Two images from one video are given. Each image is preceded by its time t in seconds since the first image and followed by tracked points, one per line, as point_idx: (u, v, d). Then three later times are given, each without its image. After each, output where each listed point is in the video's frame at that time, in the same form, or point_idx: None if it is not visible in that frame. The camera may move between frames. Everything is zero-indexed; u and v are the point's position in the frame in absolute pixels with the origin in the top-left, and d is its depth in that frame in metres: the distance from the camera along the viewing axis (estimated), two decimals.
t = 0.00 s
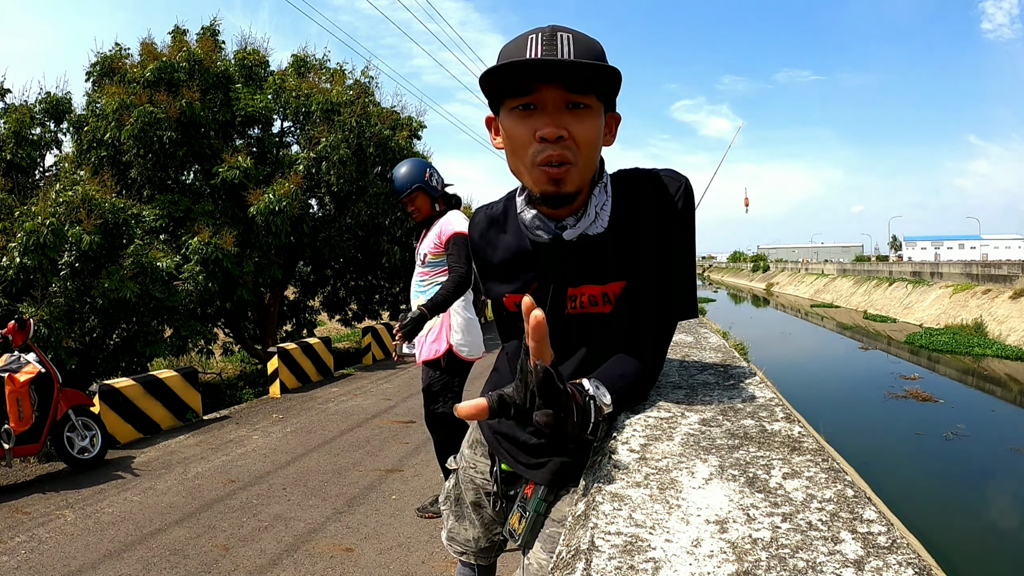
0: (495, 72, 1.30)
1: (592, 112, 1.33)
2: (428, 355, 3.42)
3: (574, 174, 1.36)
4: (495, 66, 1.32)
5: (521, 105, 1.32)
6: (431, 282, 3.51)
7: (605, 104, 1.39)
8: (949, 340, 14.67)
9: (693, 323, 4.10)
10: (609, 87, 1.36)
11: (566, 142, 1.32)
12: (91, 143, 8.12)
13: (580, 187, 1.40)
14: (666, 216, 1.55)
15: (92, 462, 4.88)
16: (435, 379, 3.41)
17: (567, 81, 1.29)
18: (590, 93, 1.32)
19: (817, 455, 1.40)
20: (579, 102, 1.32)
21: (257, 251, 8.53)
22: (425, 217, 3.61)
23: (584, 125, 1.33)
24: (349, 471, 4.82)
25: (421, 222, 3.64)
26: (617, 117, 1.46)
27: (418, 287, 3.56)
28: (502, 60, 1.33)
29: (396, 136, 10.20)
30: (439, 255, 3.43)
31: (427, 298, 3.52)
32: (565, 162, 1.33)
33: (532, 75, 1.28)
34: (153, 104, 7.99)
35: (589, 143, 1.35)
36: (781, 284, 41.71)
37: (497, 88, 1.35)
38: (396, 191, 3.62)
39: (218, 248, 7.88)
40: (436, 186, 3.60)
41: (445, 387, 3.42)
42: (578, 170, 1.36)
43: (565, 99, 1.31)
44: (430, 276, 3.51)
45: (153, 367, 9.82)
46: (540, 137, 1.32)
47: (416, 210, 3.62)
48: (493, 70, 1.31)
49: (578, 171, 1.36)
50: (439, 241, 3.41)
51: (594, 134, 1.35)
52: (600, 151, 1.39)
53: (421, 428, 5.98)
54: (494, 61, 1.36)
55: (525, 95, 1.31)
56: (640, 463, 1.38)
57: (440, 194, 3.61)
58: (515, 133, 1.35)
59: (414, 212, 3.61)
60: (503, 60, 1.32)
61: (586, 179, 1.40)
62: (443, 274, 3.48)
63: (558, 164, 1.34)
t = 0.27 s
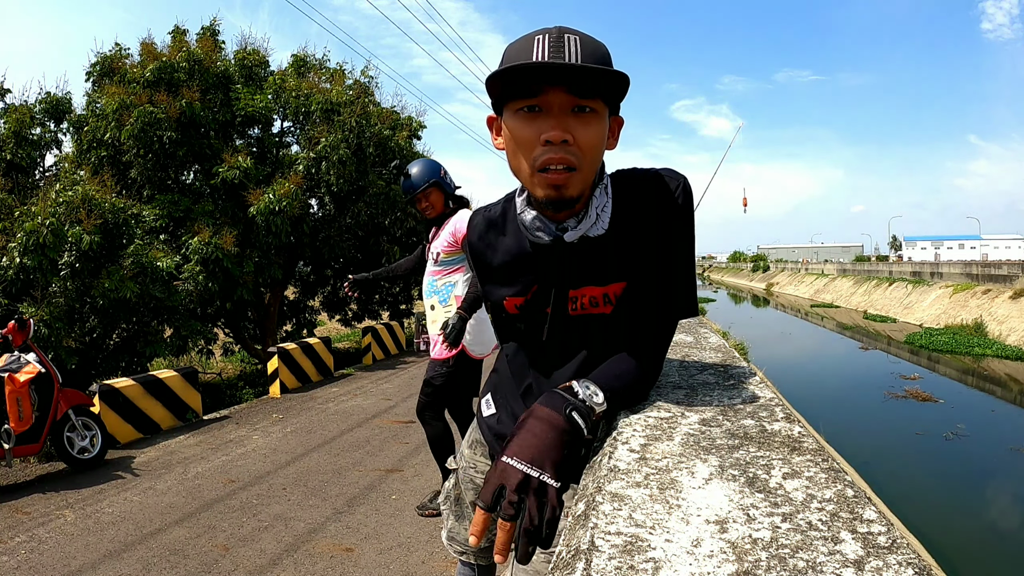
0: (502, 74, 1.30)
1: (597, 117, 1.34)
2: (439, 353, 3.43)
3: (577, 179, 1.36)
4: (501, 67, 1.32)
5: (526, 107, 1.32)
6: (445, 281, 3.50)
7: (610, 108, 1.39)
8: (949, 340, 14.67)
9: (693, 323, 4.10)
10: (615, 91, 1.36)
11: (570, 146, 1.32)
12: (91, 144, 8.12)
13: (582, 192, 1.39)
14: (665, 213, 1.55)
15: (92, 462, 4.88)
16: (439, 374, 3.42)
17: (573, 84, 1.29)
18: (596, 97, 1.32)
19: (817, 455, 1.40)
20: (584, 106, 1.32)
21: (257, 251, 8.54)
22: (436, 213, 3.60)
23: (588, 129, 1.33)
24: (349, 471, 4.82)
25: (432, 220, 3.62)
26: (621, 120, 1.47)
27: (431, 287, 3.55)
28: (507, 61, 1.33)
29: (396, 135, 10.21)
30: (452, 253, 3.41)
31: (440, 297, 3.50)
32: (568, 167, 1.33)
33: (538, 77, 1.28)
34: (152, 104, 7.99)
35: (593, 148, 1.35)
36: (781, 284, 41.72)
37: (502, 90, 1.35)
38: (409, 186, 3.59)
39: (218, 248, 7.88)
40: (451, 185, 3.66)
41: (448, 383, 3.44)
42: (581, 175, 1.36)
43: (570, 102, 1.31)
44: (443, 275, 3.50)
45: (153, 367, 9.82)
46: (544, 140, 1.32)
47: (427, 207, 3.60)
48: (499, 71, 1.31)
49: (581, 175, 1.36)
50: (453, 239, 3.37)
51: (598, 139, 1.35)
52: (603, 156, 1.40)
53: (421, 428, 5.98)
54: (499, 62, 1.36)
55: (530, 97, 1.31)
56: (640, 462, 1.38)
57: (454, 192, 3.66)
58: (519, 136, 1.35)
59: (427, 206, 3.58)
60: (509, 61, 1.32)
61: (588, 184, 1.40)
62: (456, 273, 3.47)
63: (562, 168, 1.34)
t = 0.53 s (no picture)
0: (493, 78, 1.30)
1: (588, 118, 1.33)
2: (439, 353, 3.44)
3: (569, 180, 1.36)
4: (493, 70, 1.32)
5: (518, 110, 1.32)
6: (444, 281, 3.45)
7: (602, 109, 1.38)
8: (949, 340, 14.66)
9: (693, 324, 4.10)
10: (607, 92, 1.36)
11: (561, 149, 1.32)
12: (91, 143, 8.12)
13: (575, 193, 1.39)
14: (663, 213, 1.55)
15: (92, 462, 4.88)
16: (436, 374, 3.44)
17: (563, 87, 1.29)
18: (587, 99, 1.32)
19: (817, 455, 1.40)
20: (575, 108, 1.31)
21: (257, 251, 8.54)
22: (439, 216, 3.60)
23: (580, 131, 1.32)
24: (349, 471, 4.82)
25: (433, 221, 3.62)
26: (613, 120, 1.46)
27: (430, 288, 3.50)
28: (499, 64, 1.32)
29: (396, 135, 10.21)
30: (453, 252, 3.38)
31: (440, 298, 3.47)
32: (560, 168, 1.34)
33: (528, 81, 1.28)
34: (152, 104, 7.99)
35: (585, 150, 1.35)
36: (781, 284, 41.70)
37: (494, 92, 1.34)
38: (411, 188, 3.59)
39: (218, 248, 7.88)
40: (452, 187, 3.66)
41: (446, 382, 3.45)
42: (573, 176, 1.36)
43: (561, 105, 1.30)
44: (442, 274, 3.45)
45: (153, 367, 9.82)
46: (535, 142, 1.32)
47: (429, 208, 3.60)
48: (490, 75, 1.30)
49: (573, 177, 1.36)
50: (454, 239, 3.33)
51: (590, 140, 1.35)
52: (596, 157, 1.39)
53: (421, 428, 5.98)
54: (492, 64, 1.35)
55: (521, 100, 1.31)
56: (640, 462, 1.38)
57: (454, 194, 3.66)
58: (511, 138, 1.35)
59: (428, 209, 3.60)
60: (501, 64, 1.32)
61: (581, 185, 1.40)
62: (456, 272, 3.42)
63: (553, 170, 1.34)
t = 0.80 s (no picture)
0: (470, 75, 1.33)
1: (571, 108, 1.32)
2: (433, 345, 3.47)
3: (557, 171, 1.35)
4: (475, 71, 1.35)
5: (501, 107, 1.34)
6: (439, 277, 3.39)
7: (589, 99, 1.37)
8: (949, 340, 14.66)
9: (692, 324, 4.11)
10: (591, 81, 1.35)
11: (545, 140, 1.32)
12: (91, 143, 8.12)
13: (567, 184, 1.39)
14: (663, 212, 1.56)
15: (92, 462, 4.88)
16: (432, 367, 3.48)
17: (541, 79, 1.29)
18: (567, 89, 1.31)
19: (817, 455, 1.40)
20: (557, 100, 1.31)
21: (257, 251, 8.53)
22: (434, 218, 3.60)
23: (563, 121, 1.32)
24: (349, 471, 4.82)
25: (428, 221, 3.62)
26: (605, 110, 1.45)
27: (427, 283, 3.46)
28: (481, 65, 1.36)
29: (396, 135, 10.21)
30: (449, 249, 3.31)
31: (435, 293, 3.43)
32: (545, 160, 1.33)
33: (507, 78, 1.30)
34: (152, 104, 7.99)
35: (572, 140, 1.34)
36: (781, 284, 41.70)
37: (479, 92, 1.37)
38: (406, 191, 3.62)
39: (217, 249, 7.87)
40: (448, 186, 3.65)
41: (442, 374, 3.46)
42: (562, 167, 1.35)
43: (540, 97, 1.31)
44: (437, 271, 3.38)
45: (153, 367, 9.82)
46: (518, 137, 1.33)
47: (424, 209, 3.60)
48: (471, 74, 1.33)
49: (562, 168, 1.35)
50: (451, 235, 3.30)
51: (576, 130, 1.33)
52: (586, 147, 1.38)
53: (421, 428, 5.98)
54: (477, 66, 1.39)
55: (504, 97, 1.33)
56: (640, 463, 1.38)
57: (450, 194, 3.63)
58: (499, 135, 1.37)
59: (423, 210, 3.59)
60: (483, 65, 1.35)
61: (571, 176, 1.38)
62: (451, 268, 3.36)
63: (540, 162, 1.34)
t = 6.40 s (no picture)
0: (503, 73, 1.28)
1: (601, 116, 1.31)
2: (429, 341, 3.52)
3: (583, 180, 1.33)
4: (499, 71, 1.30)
5: (526, 109, 1.30)
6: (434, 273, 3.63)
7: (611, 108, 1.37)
8: (949, 340, 14.66)
9: (692, 324, 4.11)
10: (615, 91, 1.35)
11: (574, 148, 1.29)
12: (91, 143, 8.12)
13: (588, 192, 1.37)
14: (677, 212, 1.59)
15: (92, 462, 4.88)
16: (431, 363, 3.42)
17: (576, 85, 1.27)
18: (598, 97, 1.30)
19: (817, 455, 1.40)
20: (588, 107, 1.30)
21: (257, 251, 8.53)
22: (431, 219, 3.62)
23: (592, 129, 1.30)
24: (348, 471, 4.82)
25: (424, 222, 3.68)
26: (624, 120, 1.46)
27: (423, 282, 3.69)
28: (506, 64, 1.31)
29: (396, 135, 10.21)
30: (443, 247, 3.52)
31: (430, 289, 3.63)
32: (573, 168, 1.30)
33: (539, 80, 1.27)
34: (152, 104, 7.99)
35: (597, 148, 1.32)
36: (781, 284, 41.71)
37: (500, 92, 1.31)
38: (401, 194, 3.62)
39: (217, 249, 7.87)
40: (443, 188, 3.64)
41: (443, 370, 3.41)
42: (587, 176, 1.34)
43: (573, 102, 1.29)
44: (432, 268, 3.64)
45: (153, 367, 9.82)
46: (546, 142, 1.28)
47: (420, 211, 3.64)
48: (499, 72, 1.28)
49: (586, 176, 1.33)
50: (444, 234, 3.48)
51: (602, 138, 1.32)
52: (608, 156, 1.36)
53: (421, 428, 5.98)
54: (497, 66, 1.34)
55: (530, 100, 1.29)
56: (640, 463, 1.38)
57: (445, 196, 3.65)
58: (518, 139, 1.31)
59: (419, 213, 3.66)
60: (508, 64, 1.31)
61: (592, 185, 1.37)
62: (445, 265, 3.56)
63: (566, 170, 1.31)
